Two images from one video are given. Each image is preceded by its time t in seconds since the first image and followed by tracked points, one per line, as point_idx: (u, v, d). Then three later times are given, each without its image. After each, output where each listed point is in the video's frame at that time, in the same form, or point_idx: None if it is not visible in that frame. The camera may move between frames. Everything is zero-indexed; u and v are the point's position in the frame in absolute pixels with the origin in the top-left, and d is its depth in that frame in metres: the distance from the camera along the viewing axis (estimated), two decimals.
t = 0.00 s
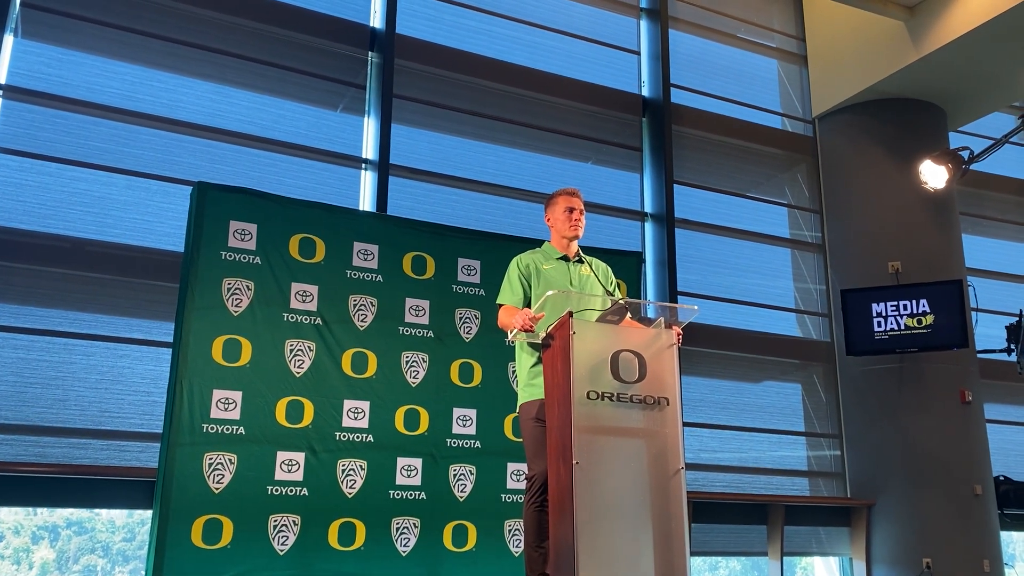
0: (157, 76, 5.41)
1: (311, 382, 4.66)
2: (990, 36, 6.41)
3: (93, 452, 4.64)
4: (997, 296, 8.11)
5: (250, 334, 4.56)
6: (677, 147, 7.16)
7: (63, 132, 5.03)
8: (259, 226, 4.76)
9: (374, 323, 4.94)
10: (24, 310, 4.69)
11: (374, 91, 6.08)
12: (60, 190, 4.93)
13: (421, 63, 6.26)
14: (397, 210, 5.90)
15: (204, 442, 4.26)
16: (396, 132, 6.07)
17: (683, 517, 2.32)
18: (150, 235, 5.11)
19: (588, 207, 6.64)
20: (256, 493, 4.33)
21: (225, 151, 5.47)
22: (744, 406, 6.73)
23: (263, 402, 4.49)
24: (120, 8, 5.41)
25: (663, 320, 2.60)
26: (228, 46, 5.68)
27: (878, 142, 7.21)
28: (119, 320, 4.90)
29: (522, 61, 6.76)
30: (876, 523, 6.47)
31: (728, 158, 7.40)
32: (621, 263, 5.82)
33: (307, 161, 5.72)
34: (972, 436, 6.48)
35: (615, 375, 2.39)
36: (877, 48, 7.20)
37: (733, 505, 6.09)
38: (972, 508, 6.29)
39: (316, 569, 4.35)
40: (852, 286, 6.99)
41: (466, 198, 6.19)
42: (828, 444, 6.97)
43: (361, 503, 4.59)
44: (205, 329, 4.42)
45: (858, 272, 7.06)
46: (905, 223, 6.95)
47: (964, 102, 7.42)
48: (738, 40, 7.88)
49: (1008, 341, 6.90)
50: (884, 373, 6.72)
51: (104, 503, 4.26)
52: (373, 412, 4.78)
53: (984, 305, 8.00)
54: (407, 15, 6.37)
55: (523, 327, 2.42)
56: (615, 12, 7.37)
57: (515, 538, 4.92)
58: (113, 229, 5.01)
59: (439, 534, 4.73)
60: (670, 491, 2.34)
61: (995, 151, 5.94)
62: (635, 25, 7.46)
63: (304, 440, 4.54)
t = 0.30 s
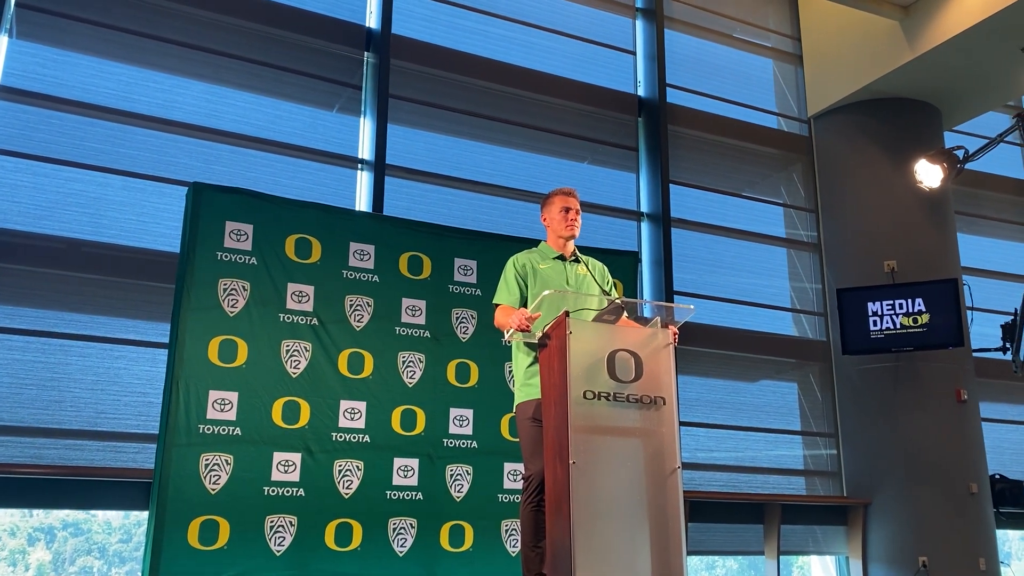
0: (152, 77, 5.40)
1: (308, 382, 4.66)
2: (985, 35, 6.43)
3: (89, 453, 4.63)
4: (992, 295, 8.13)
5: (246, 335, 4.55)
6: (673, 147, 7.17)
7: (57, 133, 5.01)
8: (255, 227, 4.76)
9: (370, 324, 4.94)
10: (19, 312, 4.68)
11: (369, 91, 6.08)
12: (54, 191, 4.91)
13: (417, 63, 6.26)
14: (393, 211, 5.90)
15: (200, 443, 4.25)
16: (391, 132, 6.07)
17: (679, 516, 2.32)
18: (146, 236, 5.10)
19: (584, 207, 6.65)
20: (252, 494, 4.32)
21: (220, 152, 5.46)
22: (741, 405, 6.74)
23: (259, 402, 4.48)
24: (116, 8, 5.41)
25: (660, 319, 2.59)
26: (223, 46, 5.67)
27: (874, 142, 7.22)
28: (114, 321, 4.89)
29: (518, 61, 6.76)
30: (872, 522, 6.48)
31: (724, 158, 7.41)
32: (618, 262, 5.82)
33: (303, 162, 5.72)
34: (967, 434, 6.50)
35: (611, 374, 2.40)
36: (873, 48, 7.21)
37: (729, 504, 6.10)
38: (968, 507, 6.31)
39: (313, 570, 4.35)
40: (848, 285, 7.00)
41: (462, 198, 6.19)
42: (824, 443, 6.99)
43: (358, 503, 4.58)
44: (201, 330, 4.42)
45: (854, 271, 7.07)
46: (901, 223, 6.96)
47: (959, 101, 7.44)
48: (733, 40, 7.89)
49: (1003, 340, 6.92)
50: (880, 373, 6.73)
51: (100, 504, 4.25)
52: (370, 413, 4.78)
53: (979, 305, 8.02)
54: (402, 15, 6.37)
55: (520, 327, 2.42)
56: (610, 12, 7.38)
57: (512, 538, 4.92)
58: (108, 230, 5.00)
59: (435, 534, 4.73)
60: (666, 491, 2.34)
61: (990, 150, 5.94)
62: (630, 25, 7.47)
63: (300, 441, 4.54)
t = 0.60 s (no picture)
0: (146, 77, 5.39)
1: (304, 382, 4.65)
2: (979, 34, 6.45)
3: (84, 454, 4.62)
4: (986, 293, 8.16)
5: (242, 335, 4.54)
6: (669, 146, 7.17)
7: (51, 133, 5.00)
8: (250, 227, 4.75)
9: (366, 324, 4.93)
10: (14, 313, 4.67)
11: (364, 91, 6.07)
12: (49, 192, 4.90)
13: (412, 62, 6.25)
14: (389, 210, 5.90)
15: (196, 444, 4.25)
16: (387, 132, 6.06)
17: (676, 514, 2.33)
18: (141, 237, 5.09)
19: (580, 206, 6.65)
20: (248, 495, 4.32)
21: (215, 152, 5.45)
22: (736, 404, 6.75)
23: (255, 402, 4.48)
24: (110, 9, 5.40)
25: (655, 319, 2.60)
26: (217, 46, 5.66)
27: (869, 141, 7.24)
28: (109, 321, 4.88)
29: (513, 60, 6.76)
30: (868, 520, 6.50)
31: (720, 157, 7.42)
32: (614, 262, 5.82)
33: (298, 162, 5.71)
34: (962, 432, 6.52)
35: (607, 374, 2.40)
36: (867, 47, 7.23)
37: (725, 503, 6.11)
38: (963, 505, 6.33)
39: (310, 570, 4.35)
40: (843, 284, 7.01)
41: (458, 198, 6.19)
42: (820, 441, 6.99)
43: (354, 503, 4.58)
44: (196, 330, 4.41)
45: (849, 269, 7.08)
46: (896, 221, 6.98)
47: (954, 100, 7.46)
48: (728, 39, 7.90)
49: (998, 338, 6.93)
50: (875, 371, 6.75)
51: (95, 506, 4.24)
52: (366, 413, 4.78)
53: (974, 303, 8.05)
54: (397, 14, 6.36)
55: (516, 326, 2.42)
56: (606, 11, 7.38)
57: (509, 537, 4.93)
58: (103, 230, 4.99)
59: (432, 534, 4.73)
60: (662, 489, 2.34)
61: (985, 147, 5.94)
62: (626, 24, 7.47)
63: (296, 441, 4.53)
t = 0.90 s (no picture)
0: (140, 77, 5.38)
1: (299, 383, 4.65)
2: (973, 33, 6.47)
3: (79, 455, 4.61)
4: (981, 291, 8.18)
5: (237, 336, 4.54)
6: (664, 145, 7.18)
7: (45, 133, 4.99)
8: (245, 227, 4.74)
9: (362, 324, 4.93)
10: (8, 314, 4.66)
11: (359, 91, 6.07)
12: (43, 192, 4.89)
13: (407, 62, 6.25)
14: (384, 210, 5.89)
15: (192, 444, 4.24)
16: (382, 132, 6.06)
17: (672, 514, 2.33)
18: (135, 238, 5.08)
19: (575, 205, 6.65)
20: (244, 495, 4.31)
21: (210, 152, 5.44)
22: (732, 403, 6.76)
23: (250, 403, 4.47)
24: (104, 9, 5.39)
25: (651, 317, 2.60)
26: (212, 46, 5.65)
27: (864, 140, 7.26)
28: (104, 322, 4.88)
29: (508, 60, 6.76)
30: (864, 517, 6.51)
31: (715, 156, 7.42)
32: (609, 261, 5.83)
33: (293, 162, 5.71)
34: (957, 430, 6.54)
35: (602, 372, 2.40)
36: (861, 46, 7.25)
37: (721, 501, 6.12)
38: (958, 503, 6.36)
39: (306, 570, 4.34)
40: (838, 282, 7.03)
41: (453, 197, 6.18)
42: (816, 439, 7.00)
43: (351, 504, 4.58)
44: (191, 330, 4.40)
45: (845, 268, 7.10)
46: (891, 220, 7.00)
47: (948, 98, 7.48)
48: (723, 39, 7.91)
49: (993, 335, 6.94)
50: (870, 370, 6.76)
51: (91, 507, 4.23)
52: (362, 413, 4.77)
53: (969, 301, 8.07)
54: (392, 14, 6.36)
55: (512, 326, 2.41)
56: (600, 11, 7.38)
57: (505, 537, 4.92)
58: (98, 231, 4.98)
59: (428, 534, 4.72)
60: (658, 489, 2.34)
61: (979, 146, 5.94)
62: (620, 23, 7.48)
63: (292, 441, 4.53)
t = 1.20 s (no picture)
0: (134, 77, 5.36)
1: (295, 383, 4.64)
2: (967, 31, 6.48)
3: (74, 456, 4.60)
4: (976, 289, 8.20)
5: (232, 336, 4.53)
6: (659, 144, 7.19)
7: (39, 133, 4.97)
8: (240, 227, 4.73)
9: (357, 324, 4.92)
10: (2, 314, 4.64)
11: (354, 90, 6.06)
12: (37, 193, 4.87)
13: (402, 61, 6.25)
14: (379, 210, 5.89)
15: (187, 445, 4.23)
16: (376, 131, 6.05)
17: (667, 512, 2.33)
18: (130, 238, 5.07)
19: (570, 204, 6.65)
20: (240, 495, 4.31)
21: (204, 152, 5.43)
22: (728, 401, 6.77)
23: (246, 403, 4.46)
24: (98, 8, 5.37)
25: (646, 316, 2.60)
26: (205, 45, 5.64)
27: (858, 138, 7.27)
28: (99, 322, 4.86)
29: (503, 59, 6.76)
30: (859, 515, 6.52)
31: (710, 155, 7.43)
32: (604, 260, 5.83)
33: (288, 161, 5.70)
34: (952, 427, 6.56)
35: (598, 372, 2.40)
36: (856, 45, 7.26)
37: (717, 500, 6.13)
38: (953, 500, 6.37)
39: (301, 570, 4.34)
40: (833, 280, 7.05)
41: (448, 197, 6.18)
42: (811, 437, 7.02)
43: (347, 503, 4.57)
44: (186, 331, 4.40)
45: (840, 266, 7.12)
46: (886, 219, 7.01)
47: (942, 97, 7.50)
48: (717, 37, 7.92)
49: (987, 333, 6.96)
50: (866, 368, 6.77)
51: (86, 508, 4.22)
52: (358, 412, 4.77)
53: (963, 298, 8.09)
54: (386, 13, 6.35)
55: (507, 325, 2.41)
56: (596, 10, 7.38)
57: (502, 536, 4.92)
58: (92, 231, 4.96)
59: (424, 534, 4.72)
60: (654, 487, 2.35)
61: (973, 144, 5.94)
62: (615, 22, 7.48)
63: (287, 441, 4.52)
